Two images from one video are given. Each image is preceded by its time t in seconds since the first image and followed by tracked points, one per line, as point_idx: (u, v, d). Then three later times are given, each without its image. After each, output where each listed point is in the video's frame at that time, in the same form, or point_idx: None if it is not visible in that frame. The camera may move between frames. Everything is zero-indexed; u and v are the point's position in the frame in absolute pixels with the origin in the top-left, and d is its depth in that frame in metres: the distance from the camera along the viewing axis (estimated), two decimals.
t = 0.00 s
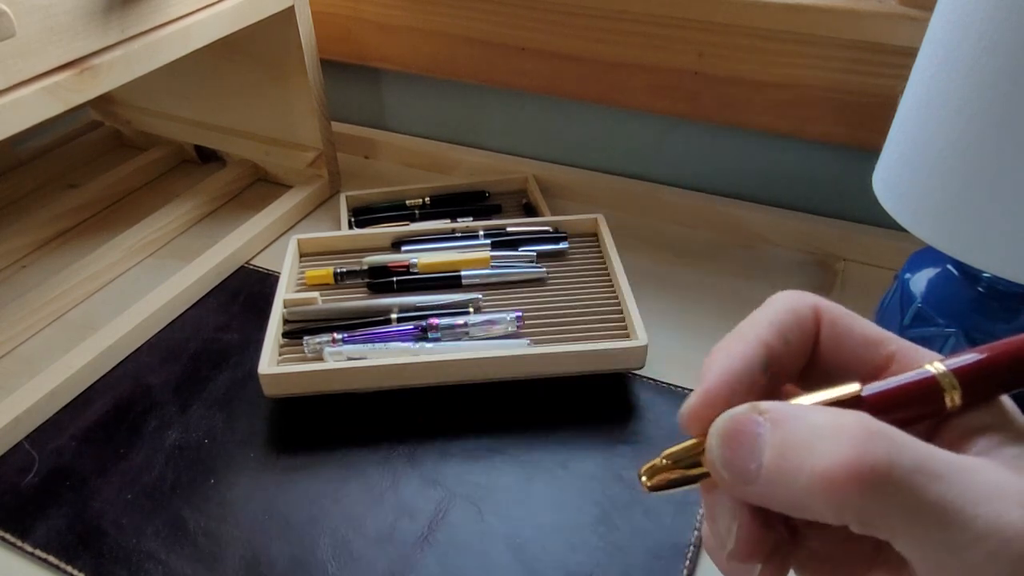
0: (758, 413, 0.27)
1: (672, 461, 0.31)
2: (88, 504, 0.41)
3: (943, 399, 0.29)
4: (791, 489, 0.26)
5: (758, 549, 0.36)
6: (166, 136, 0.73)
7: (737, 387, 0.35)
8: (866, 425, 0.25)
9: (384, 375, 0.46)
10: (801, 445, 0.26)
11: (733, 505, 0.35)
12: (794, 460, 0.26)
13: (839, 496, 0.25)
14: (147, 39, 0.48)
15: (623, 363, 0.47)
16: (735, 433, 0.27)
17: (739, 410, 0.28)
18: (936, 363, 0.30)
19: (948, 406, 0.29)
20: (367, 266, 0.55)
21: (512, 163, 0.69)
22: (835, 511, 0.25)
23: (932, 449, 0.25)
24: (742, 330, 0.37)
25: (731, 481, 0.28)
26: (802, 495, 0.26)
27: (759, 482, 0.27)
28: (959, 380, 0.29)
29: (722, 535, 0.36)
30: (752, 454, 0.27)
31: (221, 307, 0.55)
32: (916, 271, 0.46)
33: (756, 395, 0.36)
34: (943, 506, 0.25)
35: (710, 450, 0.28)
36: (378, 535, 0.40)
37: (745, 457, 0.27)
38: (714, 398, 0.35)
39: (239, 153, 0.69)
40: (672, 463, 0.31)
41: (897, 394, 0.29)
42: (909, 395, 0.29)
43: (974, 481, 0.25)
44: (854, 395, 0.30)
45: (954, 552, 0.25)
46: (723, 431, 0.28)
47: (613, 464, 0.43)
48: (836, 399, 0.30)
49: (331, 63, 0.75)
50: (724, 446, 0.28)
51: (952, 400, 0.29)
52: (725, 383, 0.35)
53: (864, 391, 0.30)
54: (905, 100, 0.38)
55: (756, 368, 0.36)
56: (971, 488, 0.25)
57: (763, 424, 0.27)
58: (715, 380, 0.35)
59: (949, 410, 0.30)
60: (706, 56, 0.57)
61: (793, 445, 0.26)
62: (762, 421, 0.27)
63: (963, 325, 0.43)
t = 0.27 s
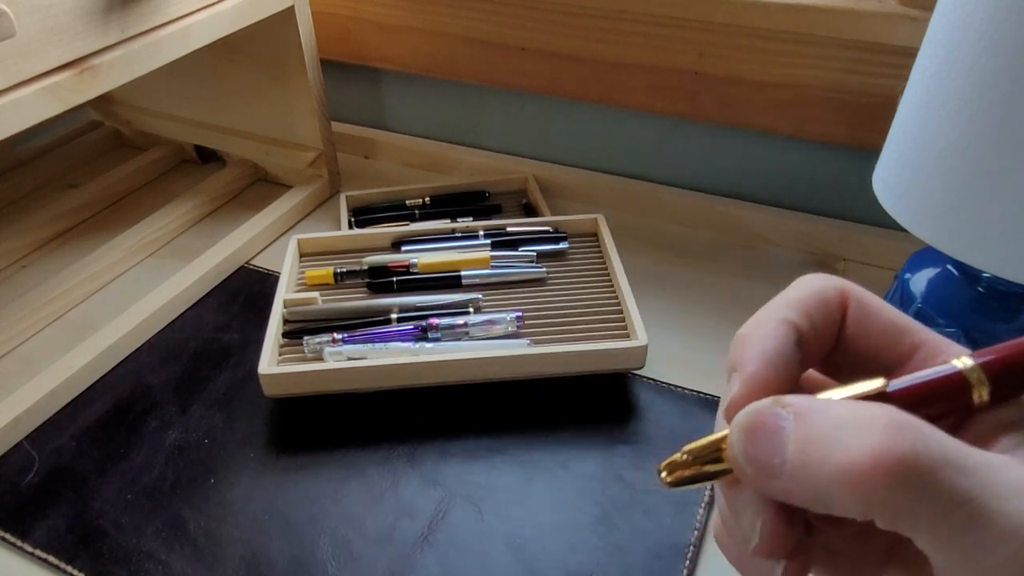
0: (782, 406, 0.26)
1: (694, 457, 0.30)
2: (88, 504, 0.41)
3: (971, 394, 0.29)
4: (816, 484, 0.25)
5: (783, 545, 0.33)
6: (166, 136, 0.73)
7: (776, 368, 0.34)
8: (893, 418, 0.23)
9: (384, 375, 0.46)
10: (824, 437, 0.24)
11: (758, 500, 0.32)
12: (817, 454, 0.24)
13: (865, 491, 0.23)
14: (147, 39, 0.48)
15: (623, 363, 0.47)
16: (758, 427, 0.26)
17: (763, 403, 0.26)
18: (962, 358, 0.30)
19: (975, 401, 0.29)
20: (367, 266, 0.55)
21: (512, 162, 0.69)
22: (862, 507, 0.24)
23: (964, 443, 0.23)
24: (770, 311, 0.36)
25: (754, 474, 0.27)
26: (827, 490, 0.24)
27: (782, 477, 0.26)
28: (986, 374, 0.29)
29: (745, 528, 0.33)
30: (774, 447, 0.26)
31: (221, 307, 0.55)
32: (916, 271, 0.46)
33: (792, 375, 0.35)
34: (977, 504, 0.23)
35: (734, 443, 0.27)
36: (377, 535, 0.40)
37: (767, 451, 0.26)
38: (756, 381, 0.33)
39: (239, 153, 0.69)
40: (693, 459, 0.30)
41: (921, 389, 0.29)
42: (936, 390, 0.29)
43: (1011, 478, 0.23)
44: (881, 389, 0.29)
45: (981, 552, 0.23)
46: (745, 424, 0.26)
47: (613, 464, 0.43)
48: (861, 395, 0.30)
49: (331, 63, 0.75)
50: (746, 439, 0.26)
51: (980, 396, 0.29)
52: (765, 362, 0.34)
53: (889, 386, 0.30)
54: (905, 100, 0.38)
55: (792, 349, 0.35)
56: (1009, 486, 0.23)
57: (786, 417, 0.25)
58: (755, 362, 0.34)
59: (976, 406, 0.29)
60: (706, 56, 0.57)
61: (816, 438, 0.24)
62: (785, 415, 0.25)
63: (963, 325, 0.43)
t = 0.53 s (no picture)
0: (789, 377, 0.25)
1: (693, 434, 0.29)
2: (88, 504, 0.41)
3: (978, 372, 0.29)
4: (826, 456, 0.24)
5: (784, 527, 0.33)
6: (166, 136, 0.73)
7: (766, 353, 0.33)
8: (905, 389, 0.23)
9: (384, 376, 0.46)
10: (835, 408, 0.24)
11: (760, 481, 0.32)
12: (828, 424, 0.24)
13: (878, 461, 0.23)
14: (147, 39, 0.48)
15: (623, 363, 0.47)
16: (764, 398, 0.25)
17: (769, 375, 0.26)
18: (968, 335, 0.30)
19: (982, 379, 0.29)
20: (367, 266, 0.55)
21: (513, 162, 0.69)
22: (874, 476, 0.23)
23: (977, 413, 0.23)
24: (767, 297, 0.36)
25: (759, 449, 0.26)
26: (837, 461, 0.24)
27: (790, 449, 0.25)
28: (995, 353, 0.28)
29: (745, 512, 0.33)
30: (782, 419, 0.25)
31: (220, 307, 0.55)
32: (917, 272, 0.46)
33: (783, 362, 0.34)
34: (992, 473, 0.22)
35: (738, 417, 0.27)
36: (377, 534, 0.40)
37: (774, 424, 0.25)
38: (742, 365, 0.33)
39: (239, 153, 0.69)
40: (691, 436, 0.29)
41: (930, 365, 0.28)
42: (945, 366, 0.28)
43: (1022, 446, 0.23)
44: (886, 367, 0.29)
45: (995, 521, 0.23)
46: (751, 396, 0.26)
47: (613, 464, 0.43)
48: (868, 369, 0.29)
49: (331, 63, 0.75)
50: (752, 412, 0.26)
51: (987, 374, 0.29)
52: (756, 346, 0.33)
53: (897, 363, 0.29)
54: (904, 100, 0.38)
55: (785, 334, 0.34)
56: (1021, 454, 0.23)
57: (794, 388, 0.25)
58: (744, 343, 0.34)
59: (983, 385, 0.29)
60: (706, 55, 0.57)
61: (826, 409, 0.24)
62: (792, 385, 0.25)
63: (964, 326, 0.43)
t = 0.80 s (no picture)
0: (808, 394, 0.25)
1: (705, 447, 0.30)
2: (88, 504, 0.41)
3: (1005, 380, 0.28)
4: (844, 476, 0.24)
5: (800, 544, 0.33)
6: (166, 136, 0.73)
7: (780, 365, 0.34)
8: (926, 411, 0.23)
9: (384, 375, 0.46)
10: (855, 429, 0.24)
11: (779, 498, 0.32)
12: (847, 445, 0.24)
13: (896, 485, 0.23)
14: (147, 39, 0.48)
15: (622, 363, 0.47)
16: (781, 415, 0.25)
17: (787, 390, 0.26)
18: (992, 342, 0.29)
19: (1010, 388, 0.28)
20: (367, 266, 0.55)
21: (513, 163, 0.69)
22: (891, 501, 0.23)
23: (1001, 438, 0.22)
24: (791, 306, 0.36)
25: (775, 466, 0.26)
26: (855, 482, 0.24)
27: (807, 467, 0.25)
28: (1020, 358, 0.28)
29: (762, 529, 0.33)
30: (799, 438, 0.25)
31: (220, 306, 0.55)
32: (916, 271, 0.46)
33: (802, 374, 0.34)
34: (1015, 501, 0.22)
35: (755, 433, 0.27)
36: (377, 534, 0.40)
37: (791, 441, 0.25)
38: (757, 377, 0.33)
39: (240, 153, 0.69)
40: (705, 449, 0.29)
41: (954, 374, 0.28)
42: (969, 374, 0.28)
43: None
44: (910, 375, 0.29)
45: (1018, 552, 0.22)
46: (768, 411, 0.26)
47: (613, 464, 0.43)
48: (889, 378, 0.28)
49: (331, 64, 0.75)
50: (769, 428, 0.26)
51: (1014, 382, 0.28)
52: (773, 355, 0.34)
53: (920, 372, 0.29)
54: (904, 100, 0.38)
55: (806, 344, 0.34)
56: None
57: (813, 406, 0.25)
58: (762, 352, 0.34)
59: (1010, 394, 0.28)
60: (706, 56, 0.57)
61: (846, 429, 0.24)
62: (811, 403, 0.25)
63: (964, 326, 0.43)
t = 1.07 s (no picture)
0: (797, 385, 0.26)
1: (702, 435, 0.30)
2: (88, 504, 0.41)
3: (992, 381, 0.28)
4: (830, 464, 0.25)
5: (790, 527, 0.34)
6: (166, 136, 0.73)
7: (776, 360, 0.34)
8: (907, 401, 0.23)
9: (384, 376, 0.46)
10: (839, 418, 0.24)
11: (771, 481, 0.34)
12: (832, 433, 0.24)
13: (879, 473, 0.23)
14: (147, 39, 0.48)
15: (623, 363, 0.47)
16: (771, 406, 0.26)
17: (778, 382, 0.26)
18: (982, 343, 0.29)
19: (997, 389, 0.28)
20: (367, 266, 0.55)
21: (513, 163, 0.69)
22: (876, 489, 0.24)
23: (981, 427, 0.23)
24: (792, 300, 0.36)
25: (766, 455, 0.27)
26: (841, 470, 0.24)
27: (796, 455, 0.26)
28: (1008, 362, 0.28)
29: (753, 513, 0.34)
30: (788, 427, 0.25)
31: (220, 306, 0.55)
32: (916, 272, 0.46)
33: (796, 367, 0.35)
34: (994, 488, 0.22)
35: (747, 422, 0.27)
36: (377, 534, 0.40)
37: (781, 431, 0.26)
38: (754, 368, 0.34)
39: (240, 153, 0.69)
40: (701, 434, 0.30)
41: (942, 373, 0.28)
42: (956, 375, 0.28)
43: None
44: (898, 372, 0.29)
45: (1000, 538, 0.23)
46: (760, 403, 0.26)
47: (613, 464, 0.43)
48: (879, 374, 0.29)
49: (331, 63, 0.75)
50: (759, 418, 0.26)
51: (1002, 383, 0.28)
52: (770, 348, 0.34)
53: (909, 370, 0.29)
54: (905, 100, 0.38)
55: (803, 339, 0.35)
56: None
57: (800, 396, 0.25)
58: (759, 344, 0.34)
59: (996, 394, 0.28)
60: (706, 55, 0.57)
61: (831, 418, 0.24)
62: (799, 394, 0.25)
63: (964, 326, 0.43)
